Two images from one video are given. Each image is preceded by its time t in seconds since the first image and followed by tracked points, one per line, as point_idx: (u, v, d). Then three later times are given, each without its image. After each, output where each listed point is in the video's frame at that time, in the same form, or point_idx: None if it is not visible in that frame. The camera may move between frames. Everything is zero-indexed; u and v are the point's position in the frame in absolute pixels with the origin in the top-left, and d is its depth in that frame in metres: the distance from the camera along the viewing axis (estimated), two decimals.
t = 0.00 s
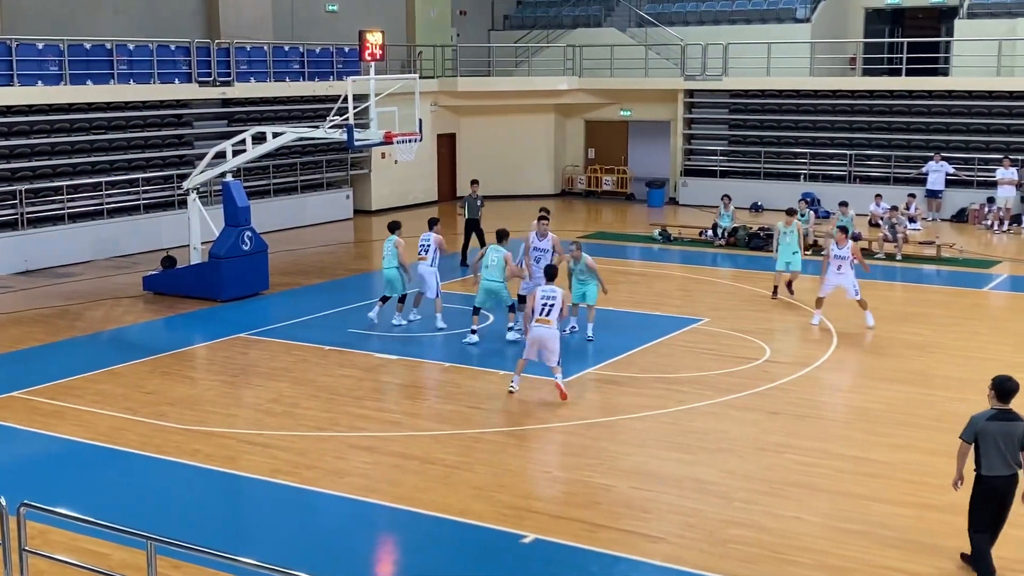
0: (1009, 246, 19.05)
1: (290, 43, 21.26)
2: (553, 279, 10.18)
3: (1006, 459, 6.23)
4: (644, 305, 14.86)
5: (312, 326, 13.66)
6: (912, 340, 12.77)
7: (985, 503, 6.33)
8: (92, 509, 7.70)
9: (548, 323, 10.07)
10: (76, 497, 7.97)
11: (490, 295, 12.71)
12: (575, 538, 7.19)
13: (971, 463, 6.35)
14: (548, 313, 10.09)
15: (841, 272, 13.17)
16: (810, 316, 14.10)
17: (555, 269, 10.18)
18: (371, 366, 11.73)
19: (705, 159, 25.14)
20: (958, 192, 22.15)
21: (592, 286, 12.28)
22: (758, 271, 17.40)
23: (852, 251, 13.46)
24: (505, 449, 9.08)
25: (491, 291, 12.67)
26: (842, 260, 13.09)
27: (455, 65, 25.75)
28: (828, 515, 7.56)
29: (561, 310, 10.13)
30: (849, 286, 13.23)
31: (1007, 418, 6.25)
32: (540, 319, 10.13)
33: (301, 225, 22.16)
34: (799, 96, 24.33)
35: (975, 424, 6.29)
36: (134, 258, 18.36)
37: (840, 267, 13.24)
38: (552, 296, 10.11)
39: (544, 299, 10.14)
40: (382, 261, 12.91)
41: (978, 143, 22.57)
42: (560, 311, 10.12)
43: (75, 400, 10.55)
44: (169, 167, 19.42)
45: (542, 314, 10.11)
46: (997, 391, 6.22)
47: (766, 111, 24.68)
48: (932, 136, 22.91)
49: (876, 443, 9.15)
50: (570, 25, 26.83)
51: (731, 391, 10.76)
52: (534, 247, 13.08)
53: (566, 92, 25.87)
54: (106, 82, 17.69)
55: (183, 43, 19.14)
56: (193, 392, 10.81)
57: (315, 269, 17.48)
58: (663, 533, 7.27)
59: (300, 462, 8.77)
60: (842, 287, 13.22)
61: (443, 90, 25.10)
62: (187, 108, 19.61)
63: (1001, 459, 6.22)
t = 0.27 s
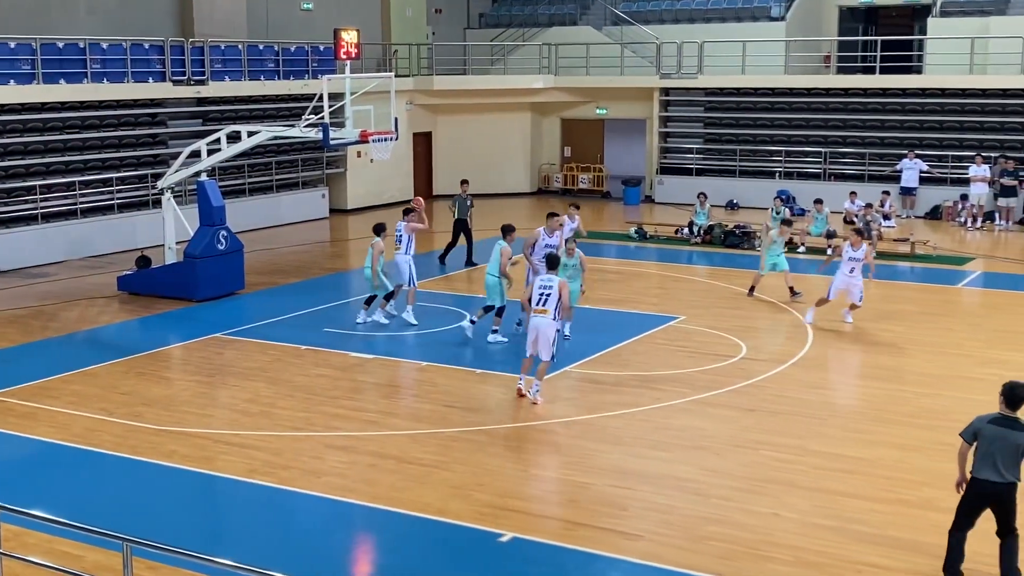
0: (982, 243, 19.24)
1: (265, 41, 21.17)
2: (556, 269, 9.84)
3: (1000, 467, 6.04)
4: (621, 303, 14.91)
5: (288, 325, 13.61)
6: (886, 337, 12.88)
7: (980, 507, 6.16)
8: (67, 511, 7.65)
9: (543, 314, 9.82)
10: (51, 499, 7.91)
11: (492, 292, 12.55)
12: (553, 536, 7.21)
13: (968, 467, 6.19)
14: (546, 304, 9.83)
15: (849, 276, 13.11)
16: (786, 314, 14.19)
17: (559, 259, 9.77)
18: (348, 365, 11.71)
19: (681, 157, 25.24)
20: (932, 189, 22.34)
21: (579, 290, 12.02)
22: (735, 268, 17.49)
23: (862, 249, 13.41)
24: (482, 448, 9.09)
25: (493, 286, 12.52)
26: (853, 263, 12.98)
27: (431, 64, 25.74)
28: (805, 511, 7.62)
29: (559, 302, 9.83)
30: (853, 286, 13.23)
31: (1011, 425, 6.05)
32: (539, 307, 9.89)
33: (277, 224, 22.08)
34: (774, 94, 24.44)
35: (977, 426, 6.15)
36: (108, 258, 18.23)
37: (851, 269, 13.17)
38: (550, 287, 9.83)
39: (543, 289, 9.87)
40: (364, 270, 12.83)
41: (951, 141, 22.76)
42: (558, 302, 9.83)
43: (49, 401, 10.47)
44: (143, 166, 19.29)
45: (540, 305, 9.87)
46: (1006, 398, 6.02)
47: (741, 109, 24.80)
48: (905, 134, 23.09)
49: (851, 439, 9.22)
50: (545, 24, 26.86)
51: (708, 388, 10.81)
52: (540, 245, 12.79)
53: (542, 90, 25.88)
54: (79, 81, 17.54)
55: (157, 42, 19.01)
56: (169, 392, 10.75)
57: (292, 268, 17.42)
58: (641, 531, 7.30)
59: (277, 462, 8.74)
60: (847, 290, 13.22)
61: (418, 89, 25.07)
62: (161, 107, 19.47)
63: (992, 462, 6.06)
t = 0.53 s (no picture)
0: (959, 241, 19.37)
1: (242, 40, 21.09)
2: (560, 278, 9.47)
3: None
4: (601, 302, 14.94)
5: (268, 325, 13.56)
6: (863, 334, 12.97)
7: (1014, 516, 5.80)
8: (44, 513, 7.60)
9: (541, 321, 9.47)
10: (27, 501, 7.85)
11: (497, 295, 12.49)
12: (534, 535, 7.22)
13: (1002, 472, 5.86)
14: (545, 312, 9.47)
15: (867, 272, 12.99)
16: (765, 311, 14.26)
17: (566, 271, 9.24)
18: (328, 365, 11.68)
19: (659, 155, 25.31)
20: (909, 187, 22.48)
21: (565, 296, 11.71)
22: (714, 266, 17.56)
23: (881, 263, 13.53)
24: (463, 447, 9.09)
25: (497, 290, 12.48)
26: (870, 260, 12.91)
27: (409, 63, 25.73)
28: (784, 508, 7.67)
29: (560, 311, 9.43)
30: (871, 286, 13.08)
31: None
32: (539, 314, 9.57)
33: (255, 224, 22.00)
34: (752, 92, 24.55)
35: (1012, 431, 5.82)
36: (85, 259, 18.11)
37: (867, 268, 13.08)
38: (552, 295, 9.46)
39: (546, 297, 9.51)
40: (359, 273, 13.01)
41: (928, 139, 22.92)
42: (558, 311, 9.43)
43: (26, 403, 10.39)
44: (120, 165, 19.17)
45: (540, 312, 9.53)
46: None
47: (719, 108, 24.92)
48: (882, 132, 23.25)
49: (828, 436, 9.28)
50: (524, 23, 26.90)
51: (687, 386, 10.85)
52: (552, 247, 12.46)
53: (521, 89, 25.90)
54: (55, 81, 17.41)
55: (134, 41, 18.91)
56: (147, 393, 10.70)
57: (270, 268, 17.35)
58: (621, 529, 7.33)
59: (256, 463, 8.71)
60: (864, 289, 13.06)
61: (397, 88, 25.03)
62: (138, 106, 19.34)
63: None
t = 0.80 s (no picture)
0: (933, 238, 19.54)
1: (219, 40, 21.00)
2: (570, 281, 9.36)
3: None
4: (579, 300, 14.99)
5: (245, 325, 13.52)
6: (840, 331, 13.08)
7: None
8: (20, 516, 7.56)
9: (555, 328, 9.37)
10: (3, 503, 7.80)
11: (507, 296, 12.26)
12: (512, 534, 7.24)
13: None
14: (557, 317, 9.36)
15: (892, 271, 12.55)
16: (743, 309, 14.35)
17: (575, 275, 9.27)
18: (307, 365, 11.67)
19: (636, 154, 25.42)
20: (884, 185, 22.69)
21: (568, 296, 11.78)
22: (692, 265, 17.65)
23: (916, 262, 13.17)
24: (442, 446, 9.10)
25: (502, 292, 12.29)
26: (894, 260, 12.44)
27: (386, 62, 25.70)
28: (760, 505, 7.73)
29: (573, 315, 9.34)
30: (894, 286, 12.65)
31: None
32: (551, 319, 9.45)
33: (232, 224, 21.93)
34: (728, 91, 24.66)
35: None
36: (61, 259, 17.98)
37: (894, 268, 12.71)
38: (564, 299, 9.34)
39: (556, 301, 9.39)
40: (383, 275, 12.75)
41: (903, 137, 23.08)
42: (571, 316, 9.34)
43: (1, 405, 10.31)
44: (96, 166, 19.04)
45: (552, 317, 9.41)
46: None
47: (696, 107, 25.03)
48: (858, 131, 23.41)
49: (806, 433, 9.35)
50: (501, 22, 26.92)
51: (665, 384, 10.91)
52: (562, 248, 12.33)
53: (498, 88, 25.91)
54: (30, 81, 17.26)
55: (109, 40, 18.78)
56: (124, 394, 10.65)
57: (248, 268, 17.30)
58: (600, 527, 7.36)
59: (234, 464, 8.69)
60: (889, 290, 12.61)
61: (374, 87, 25.00)
62: (114, 106, 19.21)
63: None
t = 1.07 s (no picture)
0: (876, 234, 19.88)
1: (164, 38, 20.73)
2: (545, 287, 9.12)
3: None
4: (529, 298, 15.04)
5: (194, 326, 13.38)
6: (788, 326, 13.27)
7: None
8: None
9: (534, 334, 9.16)
10: None
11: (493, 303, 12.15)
12: (466, 532, 7.26)
13: None
14: (535, 324, 9.14)
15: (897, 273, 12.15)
16: (692, 305, 14.50)
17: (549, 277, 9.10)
18: (257, 366, 11.58)
19: (586, 152, 25.72)
20: (827, 181, 23.19)
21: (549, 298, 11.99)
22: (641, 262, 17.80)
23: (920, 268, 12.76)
24: (394, 445, 9.09)
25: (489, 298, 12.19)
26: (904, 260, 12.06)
27: (335, 60, 25.58)
28: (711, 499, 7.83)
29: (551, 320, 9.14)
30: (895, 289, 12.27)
31: None
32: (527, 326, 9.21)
33: (179, 224, 21.70)
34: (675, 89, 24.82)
35: None
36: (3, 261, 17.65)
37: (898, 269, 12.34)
38: (541, 305, 9.11)
39: (531, 308, 9.15)
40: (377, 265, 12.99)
41: (846, 135, 23.44)
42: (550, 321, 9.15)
43: None
44: (39, 166, 18.70)
45: (530, 324, 9.17)
46: None
47: (644, 105, 25.19)
48: (802, 128, 23.70)
49: (754, 427, 9.49)
50: (449, 20, 26.89)
51: (616, 380, 11.00)
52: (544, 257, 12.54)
53: (448, 86, 26.00)
54: None
55: (51, 40, 18.45)
56: (70, 397, 10.48)
57: (195, 269, 17.11)
58: (552, 523, 7.41)
59: (184, 467, 8.60)
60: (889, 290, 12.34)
61: (322, 86, 25.04)
62: (56, 106, 18.86)
63: None
